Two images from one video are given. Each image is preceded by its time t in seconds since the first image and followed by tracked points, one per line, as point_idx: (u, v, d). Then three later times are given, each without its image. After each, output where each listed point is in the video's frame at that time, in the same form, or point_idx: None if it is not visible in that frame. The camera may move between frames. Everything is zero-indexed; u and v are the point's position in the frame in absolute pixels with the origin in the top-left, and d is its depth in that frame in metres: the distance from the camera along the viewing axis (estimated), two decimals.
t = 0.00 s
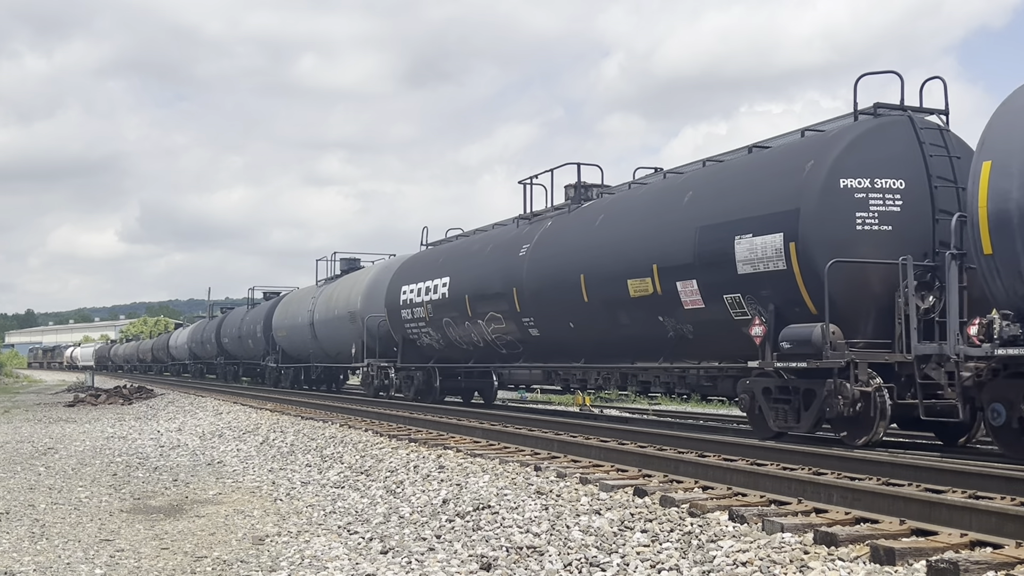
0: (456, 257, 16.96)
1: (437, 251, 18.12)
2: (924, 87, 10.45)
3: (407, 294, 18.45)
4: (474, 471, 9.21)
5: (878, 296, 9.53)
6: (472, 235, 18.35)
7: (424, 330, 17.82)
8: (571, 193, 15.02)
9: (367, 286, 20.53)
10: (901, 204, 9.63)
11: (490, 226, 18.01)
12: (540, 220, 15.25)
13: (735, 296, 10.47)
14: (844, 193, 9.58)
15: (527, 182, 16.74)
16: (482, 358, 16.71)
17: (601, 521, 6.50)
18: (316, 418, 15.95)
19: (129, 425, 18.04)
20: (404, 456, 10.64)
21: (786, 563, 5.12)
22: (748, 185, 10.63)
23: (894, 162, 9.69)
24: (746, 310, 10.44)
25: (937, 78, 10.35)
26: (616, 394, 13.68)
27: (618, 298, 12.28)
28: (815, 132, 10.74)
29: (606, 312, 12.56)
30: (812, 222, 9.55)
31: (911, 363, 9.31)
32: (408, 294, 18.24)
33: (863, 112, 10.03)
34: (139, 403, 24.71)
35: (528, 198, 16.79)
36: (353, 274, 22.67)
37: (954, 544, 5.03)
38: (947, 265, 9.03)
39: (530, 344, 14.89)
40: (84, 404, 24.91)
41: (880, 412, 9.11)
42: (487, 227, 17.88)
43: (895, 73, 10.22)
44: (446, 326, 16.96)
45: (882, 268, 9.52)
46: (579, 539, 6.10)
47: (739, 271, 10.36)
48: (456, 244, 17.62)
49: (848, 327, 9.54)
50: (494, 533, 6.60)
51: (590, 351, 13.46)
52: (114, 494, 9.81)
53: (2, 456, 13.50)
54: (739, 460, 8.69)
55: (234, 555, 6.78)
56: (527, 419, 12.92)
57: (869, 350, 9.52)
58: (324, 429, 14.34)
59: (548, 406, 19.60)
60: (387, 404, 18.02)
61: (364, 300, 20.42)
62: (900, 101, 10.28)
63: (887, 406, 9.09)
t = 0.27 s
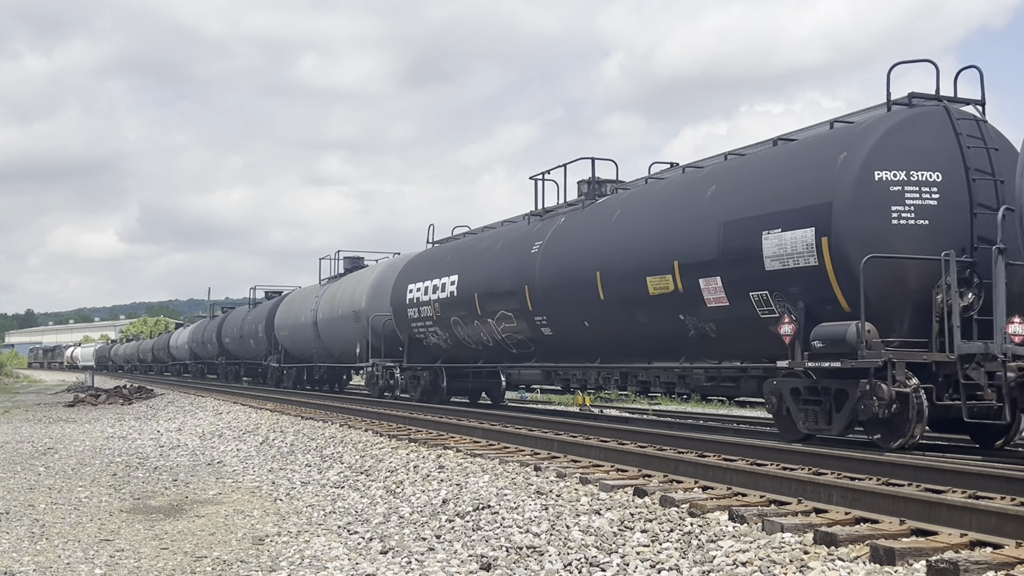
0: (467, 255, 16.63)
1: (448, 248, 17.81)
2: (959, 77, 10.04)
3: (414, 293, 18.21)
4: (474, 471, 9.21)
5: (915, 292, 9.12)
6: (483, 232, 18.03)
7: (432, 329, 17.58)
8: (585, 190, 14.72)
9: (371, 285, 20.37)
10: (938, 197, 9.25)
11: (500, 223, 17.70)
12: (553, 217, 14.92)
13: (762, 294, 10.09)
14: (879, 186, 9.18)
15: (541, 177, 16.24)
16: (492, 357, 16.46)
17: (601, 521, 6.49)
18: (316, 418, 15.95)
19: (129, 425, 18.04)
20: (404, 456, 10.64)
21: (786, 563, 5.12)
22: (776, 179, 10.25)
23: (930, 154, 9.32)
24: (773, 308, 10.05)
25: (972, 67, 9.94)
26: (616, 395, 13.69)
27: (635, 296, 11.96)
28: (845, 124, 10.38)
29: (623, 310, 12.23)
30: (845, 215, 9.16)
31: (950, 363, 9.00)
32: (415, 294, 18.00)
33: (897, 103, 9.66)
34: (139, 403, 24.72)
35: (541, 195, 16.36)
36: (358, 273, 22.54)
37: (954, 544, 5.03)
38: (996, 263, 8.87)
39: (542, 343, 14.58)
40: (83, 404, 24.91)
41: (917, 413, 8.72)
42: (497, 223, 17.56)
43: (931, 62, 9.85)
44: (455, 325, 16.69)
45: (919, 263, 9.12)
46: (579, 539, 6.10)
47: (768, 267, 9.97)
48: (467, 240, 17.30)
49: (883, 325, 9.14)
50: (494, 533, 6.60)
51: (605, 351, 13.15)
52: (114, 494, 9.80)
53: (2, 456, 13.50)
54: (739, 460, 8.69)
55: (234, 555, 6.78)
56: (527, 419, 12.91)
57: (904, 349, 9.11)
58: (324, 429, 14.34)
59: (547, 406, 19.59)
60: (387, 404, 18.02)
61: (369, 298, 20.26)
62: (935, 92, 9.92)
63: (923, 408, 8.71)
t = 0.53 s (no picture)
0: (477, 252, 16.26)
1: (457, 246, 17.44)
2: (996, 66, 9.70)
3: (420, 291, 17.93)
4: (474, 471, 9.21)
5: (954, 289, 8.77)
6: (493, 228, 17.66)
7: (440, 329, 17.26)
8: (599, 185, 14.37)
9: (377, 283, 20.14)
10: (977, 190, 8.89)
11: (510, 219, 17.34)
12: (567, 213, 14.58)
13: (793, 291, 9.69)
14: (917, 178, 8.81)
15: (551, 176, 15.73)
16: (502, 357, 16.13)
17: (601, 521, 6.49)
18: (316, 418, 15.95)
19: (129, 426, 18.05)
20: (404, 456, 10.64)
21: (786, 563, 5.12)
22: (805, 171, 9.89)
23: (969, 145, 8.96)
24: (803, 305, 9.67)
25: (1011, 55, 9.59)
26: (615, 394, 13.71)
27: (652, 293, 11.63)
28: (877, 115, 10.02)
29: (641, 308, 11.89)
30: (881, 207, 8.78)
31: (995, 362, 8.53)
32: (422, 292, 17.71)
33: (934, 92, 9.30)
34: (139, 403, 24.73)
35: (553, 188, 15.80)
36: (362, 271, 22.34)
37: (954, 544, 5.03)
38: None
39: (555, 342, 14.26)
40: (83, 404, 24.91)
41: (958, 417, 8.26)
42: (507, 220, 17.20)
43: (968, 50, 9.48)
44: (464, 325, 16.36)
45: (958, 259, 8.76)
46: (579, 539, 6.10)
47: (797, 263, 9.59)
48: (477, 237, 16.93)
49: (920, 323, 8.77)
50: (493, 533, 6.60)
51: (621, 350, 12.81)
52: (114, 494, 9.81)
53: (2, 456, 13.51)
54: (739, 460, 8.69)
55: (234, 555, 6.78)
56: (527, 420, 12.91)
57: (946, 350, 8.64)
58: (324, 429, 14.34)
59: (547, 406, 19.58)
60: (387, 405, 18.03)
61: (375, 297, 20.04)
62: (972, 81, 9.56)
63: (965, 410, 8.23)
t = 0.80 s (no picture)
0: (488, 250, 15.87)
1: (467, 243, 17.03)
2: None
3: (427, 289, 17.60)
4: (474, 471, 9.21)
5: (1000, 286, 8.31)
6: (503, 225, 17.26)
7: (448, 329, 16.92)
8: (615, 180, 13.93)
9: (382, 281, 19.86)
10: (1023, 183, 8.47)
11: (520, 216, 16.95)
12: (582, 208, 14.16)
13: (824, 286, 9.29)
14: (960, 170, 8.38)
15: (566, 169, 15.38)
16: (513, 357, 15.78)
17: (601, 521, 6.49)
18: (316, 418, 15.94)
19: (129, 426, 18.04)
20: (404, 456, 10.63)
21: (786, 563, 5.12)
22: (837, 164, 9.47)
23: (1014, 136, 8.54)
24: (837, 302, 9.25)
25: None
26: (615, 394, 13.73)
27: (673, 292, 11.25)
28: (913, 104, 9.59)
29: (662, 306, 11.51)
30: (923, 200, 8.33)
31: None
32: (430, 290, 17.34)
33: (976, 79, 8.87)
34: (140, 403, 24.70)
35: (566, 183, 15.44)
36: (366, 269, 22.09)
37: (954, 544, 5.03)
38: None
39: (570, 342, 13.91)
40: (84, 404, 24.90)
41: (1004, 418, 7.99)
42: (518, 216, 16.81)
43: (1011, 35, 9.06)
44: (475, 324, 16.00)
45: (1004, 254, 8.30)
46: (579, 539, 6.10)
47: (830, 259, 9.16)
48: (488, 234, 16.55)
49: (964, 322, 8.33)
50: (494, 533, 6.60)
51: (640, 349, 12.44)
52: (114, 494, 9.80)
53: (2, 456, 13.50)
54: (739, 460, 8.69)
55: (234, 555, 6.77)
56: (527, 420, 12.91)
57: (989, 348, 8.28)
58: (324, 429, 14.34)
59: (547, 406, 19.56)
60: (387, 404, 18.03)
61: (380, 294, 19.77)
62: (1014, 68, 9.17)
63: (1011, 412, 7.96)
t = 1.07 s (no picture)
0: (501, 247, 15.46)
1: (479, 240, 16.59)
2: None
3: (435, 287, 17.23)
4: (474, 471, 9.20)
5: None
6: (515, 222, 16.82)
7: (458, 328, 16.54)
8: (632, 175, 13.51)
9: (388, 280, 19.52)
10: None
11: (532, 212, 16.52)
12: (598, 203, 13.74)
13: (860, 283, 8.85)
14: (1006, 160, 7.99)
15: (580, 163, 14.69)
16: (526, 356, 15.39)
17: (601, 521, 6.49)
18: (316, 418, 15.93)
19: (129, 425, 18.03)
20: (404, 456, 10.62)
21: (786, 563, 5.12)
22: (872, 155, 9.06)
23: None
24: (874, 300, 8.81)
25: None
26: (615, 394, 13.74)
27: (695, 289, 10.85)
28: (951, 93, 9.18)
29: (683, 305, 11.12)
30: (969, 191, 7.93)
31: None
32: (438, 288, 16.96)
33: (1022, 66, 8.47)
34: (140, 403, 24.69)
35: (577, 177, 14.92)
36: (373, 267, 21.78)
37: (954, 544, 5.03)
38: None
39: (584, 341, 13.52)
40: (83, 404, 24.89)
41: None
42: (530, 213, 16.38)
43: None
44: (486, 322, 15.61)
45: None
46: (579, 539, 6.09)
47: (868, 255, 8.71)
48: (500, 230, 16.13)
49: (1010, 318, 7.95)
50: (494, 533, 6.60)
51: (659, 348, 12.03)
52: (114, 494, 9.80)
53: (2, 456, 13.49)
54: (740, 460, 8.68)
55: (234, 555, 6.77)
56: (527, 420, 12.90)
57: None
58: (324, 429, 14.33)
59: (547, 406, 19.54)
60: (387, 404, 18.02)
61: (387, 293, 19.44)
62: None
63: None
